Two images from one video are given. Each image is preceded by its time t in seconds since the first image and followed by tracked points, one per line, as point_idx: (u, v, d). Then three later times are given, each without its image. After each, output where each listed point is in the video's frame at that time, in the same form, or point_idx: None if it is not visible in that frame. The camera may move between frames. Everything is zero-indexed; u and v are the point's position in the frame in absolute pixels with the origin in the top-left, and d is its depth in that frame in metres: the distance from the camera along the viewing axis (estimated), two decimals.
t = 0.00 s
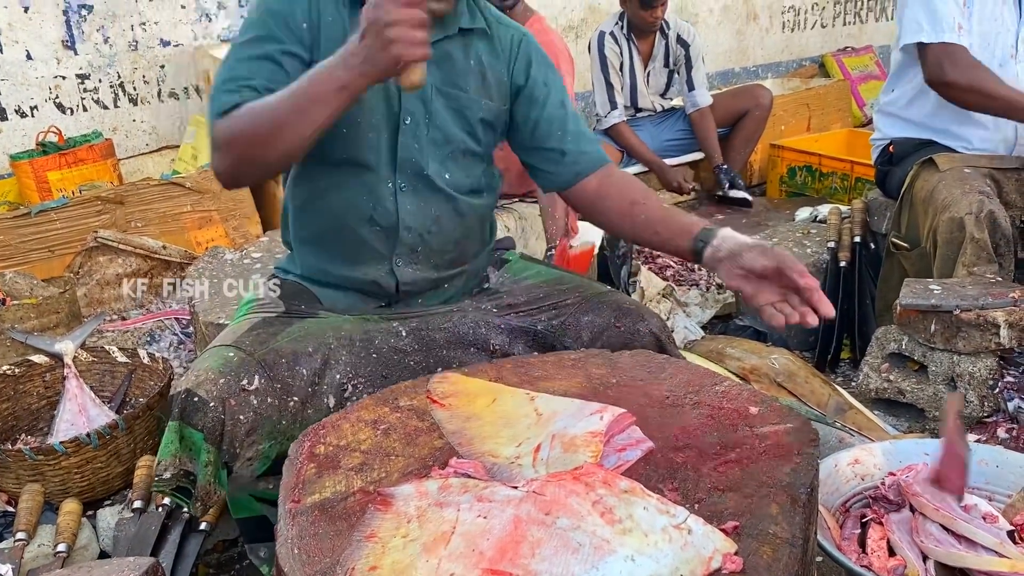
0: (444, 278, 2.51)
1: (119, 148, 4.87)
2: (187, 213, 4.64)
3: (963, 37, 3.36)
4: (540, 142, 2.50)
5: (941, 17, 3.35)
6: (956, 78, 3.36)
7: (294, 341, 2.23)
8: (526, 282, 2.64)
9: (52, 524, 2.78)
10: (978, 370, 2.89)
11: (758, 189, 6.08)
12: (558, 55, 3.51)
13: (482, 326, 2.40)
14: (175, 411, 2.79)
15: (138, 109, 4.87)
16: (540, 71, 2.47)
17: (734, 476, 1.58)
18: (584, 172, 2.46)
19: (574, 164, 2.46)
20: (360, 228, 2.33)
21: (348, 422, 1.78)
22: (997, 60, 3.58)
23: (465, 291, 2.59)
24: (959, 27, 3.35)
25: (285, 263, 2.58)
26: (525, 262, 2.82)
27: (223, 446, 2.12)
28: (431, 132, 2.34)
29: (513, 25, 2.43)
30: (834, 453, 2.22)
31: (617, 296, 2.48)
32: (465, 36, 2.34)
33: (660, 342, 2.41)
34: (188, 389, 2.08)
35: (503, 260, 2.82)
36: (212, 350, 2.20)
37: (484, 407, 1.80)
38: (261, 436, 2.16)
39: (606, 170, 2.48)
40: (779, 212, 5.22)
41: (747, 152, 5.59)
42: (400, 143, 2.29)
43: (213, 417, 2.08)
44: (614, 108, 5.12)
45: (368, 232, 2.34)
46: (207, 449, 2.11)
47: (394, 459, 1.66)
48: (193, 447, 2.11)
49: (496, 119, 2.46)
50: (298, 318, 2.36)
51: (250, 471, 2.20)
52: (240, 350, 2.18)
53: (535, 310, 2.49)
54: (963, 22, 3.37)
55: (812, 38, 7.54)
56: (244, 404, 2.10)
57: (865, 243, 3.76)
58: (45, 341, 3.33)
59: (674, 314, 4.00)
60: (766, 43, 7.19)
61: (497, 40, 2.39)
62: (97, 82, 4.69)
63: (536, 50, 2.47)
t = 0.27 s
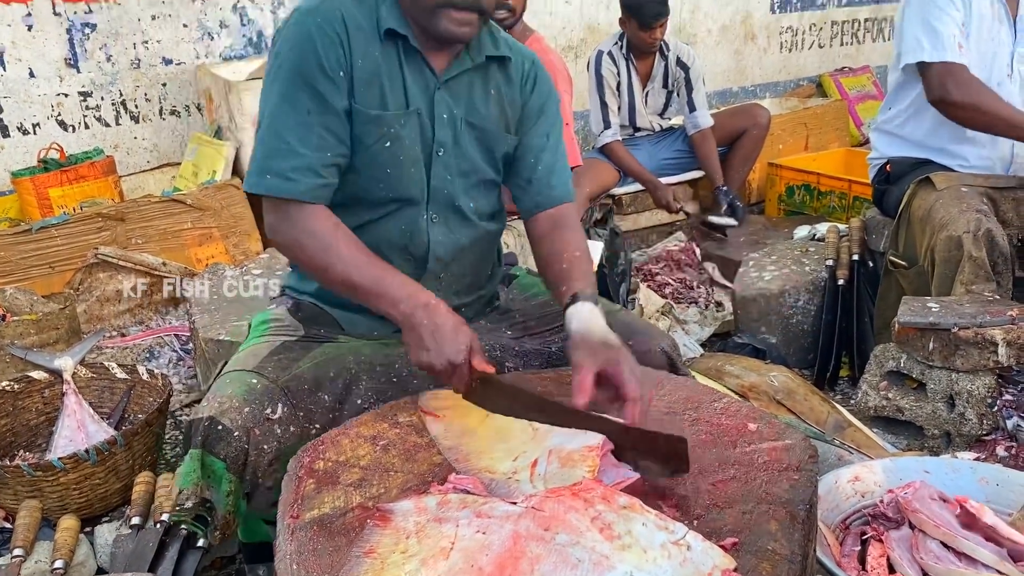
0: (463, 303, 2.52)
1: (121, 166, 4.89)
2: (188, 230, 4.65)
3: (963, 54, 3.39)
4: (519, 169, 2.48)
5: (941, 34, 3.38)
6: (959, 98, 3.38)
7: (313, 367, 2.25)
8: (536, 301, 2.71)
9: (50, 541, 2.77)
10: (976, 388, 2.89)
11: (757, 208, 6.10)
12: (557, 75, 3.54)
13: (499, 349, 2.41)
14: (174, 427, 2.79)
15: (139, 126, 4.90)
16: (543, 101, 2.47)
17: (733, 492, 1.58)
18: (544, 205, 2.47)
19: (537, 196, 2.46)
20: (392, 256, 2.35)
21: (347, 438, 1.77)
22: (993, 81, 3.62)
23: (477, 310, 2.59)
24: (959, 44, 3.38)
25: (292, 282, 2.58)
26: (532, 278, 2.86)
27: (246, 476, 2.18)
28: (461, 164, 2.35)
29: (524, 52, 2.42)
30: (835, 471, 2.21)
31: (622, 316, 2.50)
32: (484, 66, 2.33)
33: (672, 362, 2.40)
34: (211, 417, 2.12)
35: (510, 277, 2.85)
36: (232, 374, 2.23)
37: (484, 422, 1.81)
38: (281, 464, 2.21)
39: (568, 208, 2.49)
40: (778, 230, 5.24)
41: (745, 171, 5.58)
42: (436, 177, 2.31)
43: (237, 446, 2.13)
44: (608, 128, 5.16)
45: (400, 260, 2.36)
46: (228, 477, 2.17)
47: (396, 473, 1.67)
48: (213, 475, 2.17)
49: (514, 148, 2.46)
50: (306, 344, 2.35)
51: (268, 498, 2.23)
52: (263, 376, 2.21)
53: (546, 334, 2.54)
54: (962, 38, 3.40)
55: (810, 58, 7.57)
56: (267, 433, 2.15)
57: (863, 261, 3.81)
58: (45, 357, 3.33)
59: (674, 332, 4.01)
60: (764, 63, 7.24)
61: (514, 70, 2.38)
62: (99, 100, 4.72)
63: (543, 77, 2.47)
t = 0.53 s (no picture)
0: (448, 333, 2.53)
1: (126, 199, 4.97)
2: (191, 262, 4.68)
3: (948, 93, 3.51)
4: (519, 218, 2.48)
5: (927, 73, 3.50)
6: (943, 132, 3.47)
7: (291, 391, 2.25)
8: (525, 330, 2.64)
9: (53, 570, 2.80)
10: (968, 422, 2.94)
11: (753, 242, 6.18)
12: (554, 112, 3.64)
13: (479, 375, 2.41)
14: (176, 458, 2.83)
15: (145, 160, 4.98)
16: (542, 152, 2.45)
17: (725, 524, 1.63)
18: (537, 251, 2.49)
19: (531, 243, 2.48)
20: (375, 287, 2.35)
21: (348, 469, 1.82)
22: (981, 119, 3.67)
23: (464, 339, 2.60)
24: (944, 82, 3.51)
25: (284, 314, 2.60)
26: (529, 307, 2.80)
27: (226, 495, 2.19)
28: (449, 203, 2.35)
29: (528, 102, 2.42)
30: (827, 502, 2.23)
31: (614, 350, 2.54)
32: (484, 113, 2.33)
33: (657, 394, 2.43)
34: (193, 439, 2.21)
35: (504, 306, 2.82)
36: (216, 400, 2.31)
37: (484, 453, 1.85)
38: (262, 484, 2.16)
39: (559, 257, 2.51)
40: (774, 264, 5.31)
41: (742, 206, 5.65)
42: (421, 214, 2.30)
43: (217, 465, 2.17)
44: (609, 162, 5.26)
45: (381, 289, 2.36)
46: (210, 496, 2.24)
47: (396, 503, 1.72)
48: (196, 494, 2.26)
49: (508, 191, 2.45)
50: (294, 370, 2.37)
51: (251, 519, 2.14)
52: (244, 400, 2.27)
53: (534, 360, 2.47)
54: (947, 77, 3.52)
55: (806, 94, 7.67)
56: (245, 452, 2.16)
57: (856, 296, 3.87)
58: (50, 388, 3.38)
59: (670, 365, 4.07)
60: (760, 99, 7.36)
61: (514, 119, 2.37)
62: (106, 134, 4.80)
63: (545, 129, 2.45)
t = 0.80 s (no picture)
0: (436, 364, 2.63)
1: (132, 234, 5.03)
2: (196, 297, 4.75)
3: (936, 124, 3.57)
4: (541, 252, 2.55)
5: (915, 106, 3.58)
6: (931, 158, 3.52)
7: (289, 424, 2.30)
8: (518, 366, 2.72)
9: None
10: (964, 460, 2.97)
11: (753, 278, 6.23)
12: (556, 152, 3.70)
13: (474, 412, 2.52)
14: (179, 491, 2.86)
15: (152, 196, 5.05)
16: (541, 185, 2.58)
17: (722, 557, 1.66)
18: (573, 282, 2.50)
19: (561, 272, 2.51)
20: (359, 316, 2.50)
21: (352, 503, 1.86)
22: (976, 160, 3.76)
23: (456, 376, 2.69)
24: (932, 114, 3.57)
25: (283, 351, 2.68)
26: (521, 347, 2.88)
27: (223, 524, 2.15)
28: (428, 230, 2.48)
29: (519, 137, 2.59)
30: (823, 539, 2.24)
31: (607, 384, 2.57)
32: (469, 145, 2.51)
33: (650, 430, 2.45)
34: (188, 470, 2.15)
35: (498, 345, 2.87)
36: (212, 433, 2.28)
37: (483, 488, 1.88)
38: (258, 514, 2.19)
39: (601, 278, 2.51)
40: (773, 301, 5.36)
41: (740, 245, 5.73)
42: (397, 240, 2.44)
43: (213, 497, 2.13)
44: (610, 200, 5.34)
45: (361, 318, 2.51)
46: (207, 527, 2.14)
47: (399, 536, 1.75)
48: (194, 526, 2.15)
49: (496, 221, 2.58)
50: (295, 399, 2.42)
51: (248, 549, 2.20)
52: (240, 432, 2.26)
53: (526, 397, 2.56)
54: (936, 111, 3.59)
55: (805, 133, 7.78)
56: (241, 483, 2.16)
57: (855, 332, 3.94)
58: (56, 421, 3.41)
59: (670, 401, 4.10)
60: (759, 137, 7.46)
61: (502, 152, 2.54)
62: (114, 170, 4.88)
63: (538, 164, 2.60)
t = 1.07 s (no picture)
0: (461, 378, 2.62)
1: (139, 246, 5.05)
2: (202, 309, 4.78)
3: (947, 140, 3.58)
4: (529, 251, 2.64)
5: (922, 122, 3.59)
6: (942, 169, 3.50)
7: (308, 437, 2.31)
8: (532, 380, 2.72)
9: None
10: (972, 475, 2.96)
11: (758, 293, 6.23)
12: (561, 167, 3.73)
13: (488, 429, 2.49)
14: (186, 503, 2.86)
15: (159, 208, 5.07)
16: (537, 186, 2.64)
17: (729, 569, 1.66)
18: (561, 283, 2.63)
19: (554, 274, 2.62)
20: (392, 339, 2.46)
21: (357, 514, 1.85)
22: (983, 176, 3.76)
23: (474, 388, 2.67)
24: (942, 130, 3.58)
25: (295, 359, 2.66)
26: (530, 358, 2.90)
27: (244, 540, 2.17)
28: (454, 246, 2.48)
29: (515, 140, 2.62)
30: (829, 555, 2.22)
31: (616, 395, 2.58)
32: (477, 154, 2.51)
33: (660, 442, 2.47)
34: (211, 484, 2.16)
35: (507, 356, 2.89)
36: (234, 445, 2.29)
37: (489, 500, 1.88)
38: (279, 530, 2.22)
39: (584, 283, 2.65)
40: (778, 316, 5.36)
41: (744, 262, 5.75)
42: (430, 258, 2.44)
43: (235, 511, 2.14)
44: (614, 215, 5.36)
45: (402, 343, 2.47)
46: (229, 542, 2.16)
47: (405, 547, 1.75)
48: (214, 541, 2.17)
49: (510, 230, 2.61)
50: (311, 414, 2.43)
51: (267, 564, 2.23)
52: (261, 445, 2.27)
53: (538, 410, 2.58)
54: (944, 127, 3.60)
55: (809, 149, 7.79)
56: (263, 498, 2.18)
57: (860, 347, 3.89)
58: (61, 432, 3.41)
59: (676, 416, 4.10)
60: (764, 152, 7.48)
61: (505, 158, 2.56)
62: (122, 182, 4.90)
63: (535, 166, 2.66)
